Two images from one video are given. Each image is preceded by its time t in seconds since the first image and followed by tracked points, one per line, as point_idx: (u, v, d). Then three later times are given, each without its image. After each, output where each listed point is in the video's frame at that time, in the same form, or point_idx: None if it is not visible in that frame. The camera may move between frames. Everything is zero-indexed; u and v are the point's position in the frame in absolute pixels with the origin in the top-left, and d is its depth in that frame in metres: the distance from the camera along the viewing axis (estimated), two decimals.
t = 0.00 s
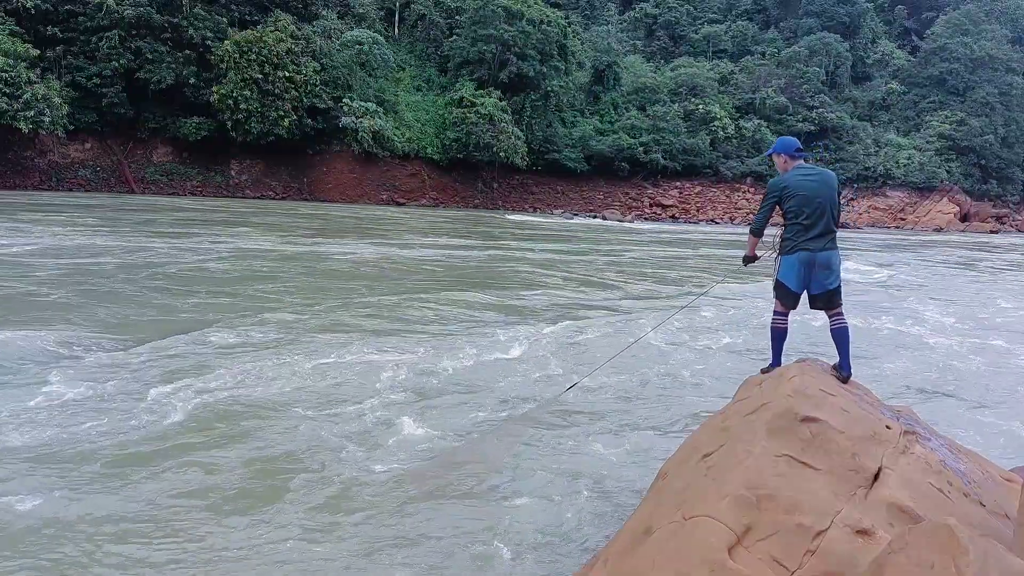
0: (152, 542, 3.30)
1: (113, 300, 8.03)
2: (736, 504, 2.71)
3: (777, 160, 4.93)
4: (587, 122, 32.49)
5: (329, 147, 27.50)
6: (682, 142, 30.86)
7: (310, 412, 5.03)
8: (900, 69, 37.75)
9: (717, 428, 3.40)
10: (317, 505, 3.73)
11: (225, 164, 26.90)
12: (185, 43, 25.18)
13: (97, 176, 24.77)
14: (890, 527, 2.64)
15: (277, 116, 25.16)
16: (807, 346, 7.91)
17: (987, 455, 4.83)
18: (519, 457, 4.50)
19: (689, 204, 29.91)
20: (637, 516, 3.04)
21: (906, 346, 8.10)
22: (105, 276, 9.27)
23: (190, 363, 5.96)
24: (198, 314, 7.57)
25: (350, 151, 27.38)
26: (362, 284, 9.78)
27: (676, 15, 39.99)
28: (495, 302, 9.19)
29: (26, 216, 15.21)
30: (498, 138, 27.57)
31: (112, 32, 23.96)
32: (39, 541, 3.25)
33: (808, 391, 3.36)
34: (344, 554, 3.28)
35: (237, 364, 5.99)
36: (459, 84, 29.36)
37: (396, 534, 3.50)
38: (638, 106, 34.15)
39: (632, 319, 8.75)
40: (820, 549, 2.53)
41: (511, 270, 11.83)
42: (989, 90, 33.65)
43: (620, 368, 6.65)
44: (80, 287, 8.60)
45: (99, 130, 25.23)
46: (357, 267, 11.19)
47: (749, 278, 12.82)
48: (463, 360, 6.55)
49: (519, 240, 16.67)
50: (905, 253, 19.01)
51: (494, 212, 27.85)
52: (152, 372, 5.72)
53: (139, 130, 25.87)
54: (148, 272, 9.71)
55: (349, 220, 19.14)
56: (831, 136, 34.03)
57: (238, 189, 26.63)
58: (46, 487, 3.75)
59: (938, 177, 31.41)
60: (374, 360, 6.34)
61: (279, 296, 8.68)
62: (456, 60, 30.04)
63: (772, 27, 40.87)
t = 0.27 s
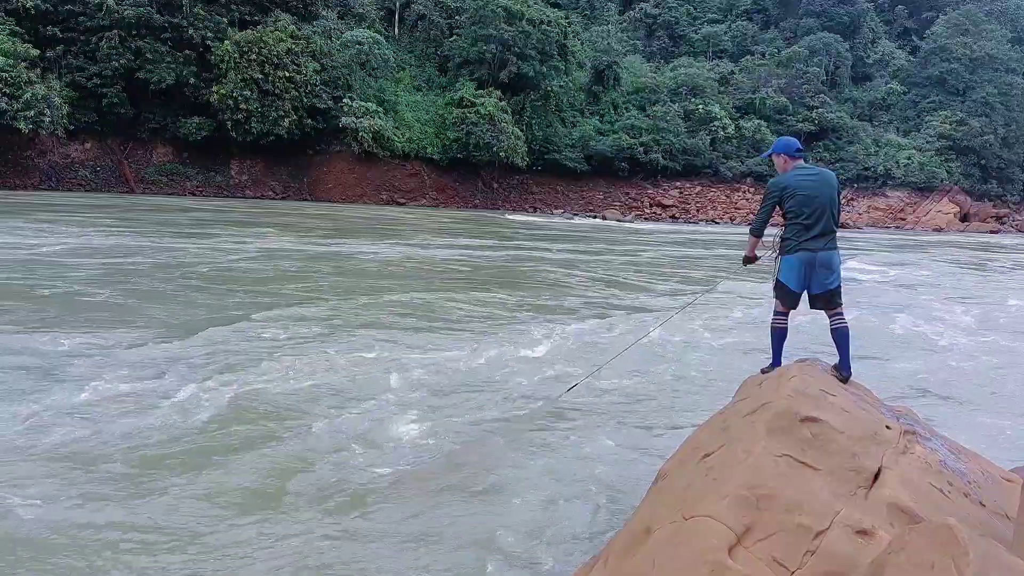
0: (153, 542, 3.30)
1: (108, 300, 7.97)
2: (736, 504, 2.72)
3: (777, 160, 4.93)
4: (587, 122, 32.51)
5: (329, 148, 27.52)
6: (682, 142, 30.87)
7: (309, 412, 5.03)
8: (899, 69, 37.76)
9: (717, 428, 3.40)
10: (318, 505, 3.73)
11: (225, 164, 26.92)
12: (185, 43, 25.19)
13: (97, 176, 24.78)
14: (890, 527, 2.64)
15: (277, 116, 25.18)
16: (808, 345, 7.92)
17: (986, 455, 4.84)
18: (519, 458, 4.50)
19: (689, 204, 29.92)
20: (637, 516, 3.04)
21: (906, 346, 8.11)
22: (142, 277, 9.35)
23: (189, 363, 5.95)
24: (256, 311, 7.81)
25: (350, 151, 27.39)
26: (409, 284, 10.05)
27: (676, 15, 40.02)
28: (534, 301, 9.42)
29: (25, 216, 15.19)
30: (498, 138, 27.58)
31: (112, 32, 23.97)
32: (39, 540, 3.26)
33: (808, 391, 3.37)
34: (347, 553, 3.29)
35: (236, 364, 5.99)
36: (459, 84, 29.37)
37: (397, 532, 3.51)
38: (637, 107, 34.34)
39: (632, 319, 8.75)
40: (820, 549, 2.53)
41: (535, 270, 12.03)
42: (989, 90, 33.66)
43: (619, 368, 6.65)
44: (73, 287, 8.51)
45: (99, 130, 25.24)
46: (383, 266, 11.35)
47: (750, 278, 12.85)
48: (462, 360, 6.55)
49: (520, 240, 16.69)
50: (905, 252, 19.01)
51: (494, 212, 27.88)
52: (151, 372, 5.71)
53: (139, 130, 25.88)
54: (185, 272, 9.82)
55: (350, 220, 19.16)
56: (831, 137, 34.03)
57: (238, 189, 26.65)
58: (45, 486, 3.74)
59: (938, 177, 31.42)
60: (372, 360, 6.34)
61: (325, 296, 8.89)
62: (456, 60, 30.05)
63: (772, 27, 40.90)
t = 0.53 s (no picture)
0: (156, 540, 3.30)
1: (109, 300, 7.99)
2: (736, 504, 2.72)
3: (777, 160, 4.93)
4: (587, 122, 32.51)
5: (329, 148, 27.52)
6: (682, 142, 30.87)
7: (309, 412, 5.03)
8: (899, 69, 37.77)
9: (717, 428, 3.40)
10: (319, 505, 3.73)
11: (225, 164, 26.92)
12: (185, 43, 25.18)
13: (97, 176, 24.78)
14: (890, 527, 2.64)
15: (277, 117, 25.19)
16: (808, 345, 7.94)
17: (987, 456, 4.84)
18: (520, 457, 4.49)
19: (689, 204, 29.92)
20: (637, 516, 3.04)
21: (907, 346, 8.11)
22: (176, 277, 9.49)
23: (190, 363, 5.94)
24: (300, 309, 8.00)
25: (350, 151, 27.40)
26: (436, 283, 10.21)
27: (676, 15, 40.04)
28: (561, 300, 9.61)
29: (25, 216, 15.20)
30: (498, 138, 27.59)
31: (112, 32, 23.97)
32: (44, 538, 3.26)
33: (808, 391, 3.37)
34: (349, 552, 3.29)
35: (238, 364, 5.97)
36: (459, 84, 29.35)
37: (399, 531, 3.51)
38: (637, 107, 34.36)
39: (632, 318, 8.76)
40: (820, 549, 2.53)
41: (557, 270, 12.19)
42: (989, 90, 33.66)
43: (622, 367, 6.66)
44: (75, 287, 8.51)
45: (99, 130, 25.23)
46: (406, 266, 11.51)
47: (752, 279, 12.86)
48: (463, 359, 6.56)
49: (522, 240, 16.71)
50: (905, 253, 19.02)
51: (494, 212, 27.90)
52: (152, 372, 5.71)
53: (139, 130, 25.87)
54: (216, 272, 9.96)
55: (351, 220, 19.18)
56: (831, 137, 34.03)
57: (238, 189, 26.64)
58: (50, 485, 3.75)
59: (938, 177, 31.42)
60: (374, 360, 6.33)
61: (363, 293, 9.10)
62: (456, 60, 30.04)
63: (772, 27, 40.89)
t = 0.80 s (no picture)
0: (157, 539, 3.30)
1: (111, 300, 8.00)
2: (736, 504, 2.72)
3: (777, 160, 4.93)
4: (587, 122, 32.52)
5: (329, 148, 27.52)
6: (682, 142, 30.87)
7: (310, 412, 5.03)
8: (899, 69, 37.79)
9: (717, 428, 3.40)
10: (320, 504, 3.73)
11: (225, 164, 26.92)
12: (185, 43, 25.17)
13: (97, 176, 24.79)
14: (890, 527, 2.64)
15: (277, 117, 25.19)
16: (808, 345, 7.95)
17: (987, 456, 4.84)
18: (520, 457, 4.50)
19: (689, 204, 29.94)
20: (637, 516, 3.04)
21: (907, 346, 8.11)
22: (211, 277, 9.65)
23: (190, 364, 5.94)
24: (340, 309, 8.18)
25: (350, 151, 27.40)
26: (464, 283, 10.38)
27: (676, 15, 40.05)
28: (586, 300, 9.76)
29: (27, 216, 15.22)
30: (498, 138, 27.59)
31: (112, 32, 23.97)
32: (47, 537, 3.26)
33: (808, 391, 3.37)
34: (350, 551, 3.30)
35: (239, 364, 5.97)
36: (459, 84, 29.35)
37: (400, 531, 3.52)
38: (637, 106, 34.38)
39: (634, 318, 8.77)
40: (819, 549, 2.53)
41: (566, 270, 12.29)
42: (989, 90, 33.67)
43: (622, 367, 6.69)
44: (78, 287, 8.53)
45: (99, 130, 25.23)
46: (434, 266, 11.70)
47: (753, 279, 12.88)
48: (465, 359, 6.58)
49: (523, 240, 16.73)
50: (905, 252, 19.03)
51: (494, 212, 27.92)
52: (154, 371, 5.72)
53: (139, 130, 25.87)
54: (248, 272, 10.11)
55: (352, 220, 19.20)
56: (831, 137, 34.04)
57: (238, 189, 26.66)
58: (51, 485, 3.75)
59: (938, 177, 31.42)
60: (376, 360, 6.34)
61: (397, 294, 9.27)
62: (456, 60, 30.04)
63: (772, 27, 40.90)
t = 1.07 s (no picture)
0: (157, 541, 3.30)
1: (111, 300, 7.99)
2: (736, 503, 2.72)
3: (778, 160, 4.92)
4: (587, 122, 32.53)
5: (329, 148, 27.52)
6: (682, 142, 30.87)
7: (312, 412, 5.03)
8: (899, 69, 37.81)
9: (717, 428, 3.40)
10: (320, 505, 3.74)
11: (225, 164, 26.91)
12: (185, 43, 25.15)
13: (97, 176, 24.79)
14: (890, 527, 2.63)
15: (277, 117, 25.20)
16: (807, 345, 7.95)
17: (986, 455, 4.84)
18: (520, 457, 4.49)
19: (689, 204, 29.94)
20: (636, 516, 3.04)
21: (906, 346, 8.12)
22: (244, 277, 9.79)
23: (189, 364, 5.94)
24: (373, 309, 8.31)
25: (350, 151, 27.39)
26: (489, 283, 10.52)
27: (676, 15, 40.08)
28: (597, 300, 9.81)
29: (27, 216, 15.21)
30: (498, 139, 27.63)
31: (112, 32, 23.96)
32: (47, 540, 3.25)
33: (808, 391, 3.36)
34: (348, 552, 3.29)
35: (239, 363, 5.97)
36: (459, 84, 29.33)
37: (400, 531, 3.52)
38: (637, 106, 34.37)
39: (634, 318, 8.77)
40: (820, 549, 2.53)
41: (569, 270, 12.29)
42: (989, 90, 33.69)
43: (620, 367, 6.69)
44: (77, 287, 8.52)
45: (99, 130, 25.20)
46: (460, 267, 11.86)
47: (753, 279, 12.87)
48: (464, 359, 6.57)
49: (523, 240, 16.72)
50: (905, 252, 19.04)
51: (494, 212, 27.93)
52: (151, 371, 5.71)
53: (139, 130, 25.86)
54: (250, 272, 10.12)
55: (352, 220, 19.18)
56: (831, 137, 34.04)
57: (238, 189, 26.65)
58: (50, 487, 3.74)
59: (938, 177, 31.41)
60: (375, 360, 6.34)
61: (426, 294, 9.39)
62: (456, 60, 30.04)
63: (772, 27, 40.90)
